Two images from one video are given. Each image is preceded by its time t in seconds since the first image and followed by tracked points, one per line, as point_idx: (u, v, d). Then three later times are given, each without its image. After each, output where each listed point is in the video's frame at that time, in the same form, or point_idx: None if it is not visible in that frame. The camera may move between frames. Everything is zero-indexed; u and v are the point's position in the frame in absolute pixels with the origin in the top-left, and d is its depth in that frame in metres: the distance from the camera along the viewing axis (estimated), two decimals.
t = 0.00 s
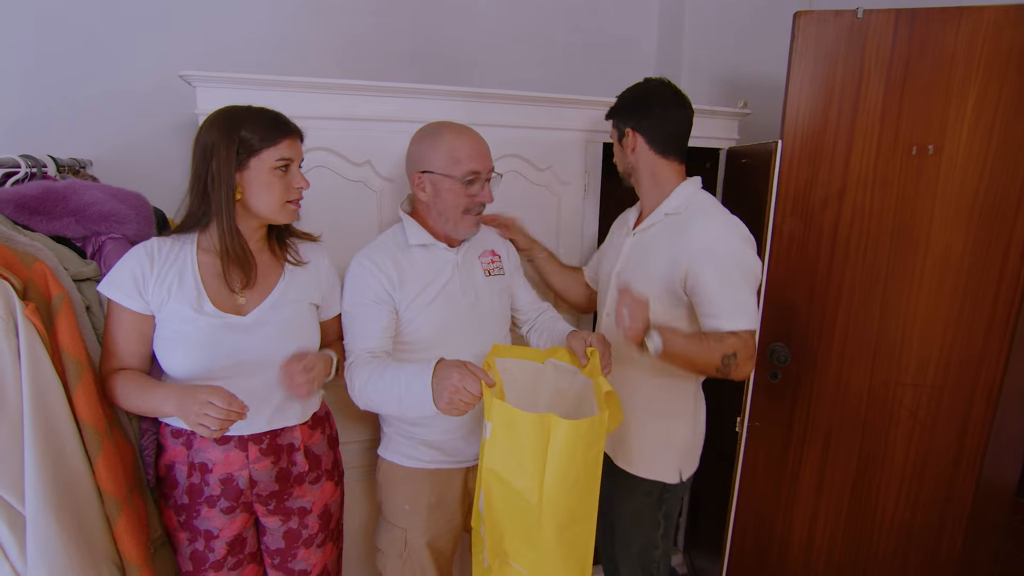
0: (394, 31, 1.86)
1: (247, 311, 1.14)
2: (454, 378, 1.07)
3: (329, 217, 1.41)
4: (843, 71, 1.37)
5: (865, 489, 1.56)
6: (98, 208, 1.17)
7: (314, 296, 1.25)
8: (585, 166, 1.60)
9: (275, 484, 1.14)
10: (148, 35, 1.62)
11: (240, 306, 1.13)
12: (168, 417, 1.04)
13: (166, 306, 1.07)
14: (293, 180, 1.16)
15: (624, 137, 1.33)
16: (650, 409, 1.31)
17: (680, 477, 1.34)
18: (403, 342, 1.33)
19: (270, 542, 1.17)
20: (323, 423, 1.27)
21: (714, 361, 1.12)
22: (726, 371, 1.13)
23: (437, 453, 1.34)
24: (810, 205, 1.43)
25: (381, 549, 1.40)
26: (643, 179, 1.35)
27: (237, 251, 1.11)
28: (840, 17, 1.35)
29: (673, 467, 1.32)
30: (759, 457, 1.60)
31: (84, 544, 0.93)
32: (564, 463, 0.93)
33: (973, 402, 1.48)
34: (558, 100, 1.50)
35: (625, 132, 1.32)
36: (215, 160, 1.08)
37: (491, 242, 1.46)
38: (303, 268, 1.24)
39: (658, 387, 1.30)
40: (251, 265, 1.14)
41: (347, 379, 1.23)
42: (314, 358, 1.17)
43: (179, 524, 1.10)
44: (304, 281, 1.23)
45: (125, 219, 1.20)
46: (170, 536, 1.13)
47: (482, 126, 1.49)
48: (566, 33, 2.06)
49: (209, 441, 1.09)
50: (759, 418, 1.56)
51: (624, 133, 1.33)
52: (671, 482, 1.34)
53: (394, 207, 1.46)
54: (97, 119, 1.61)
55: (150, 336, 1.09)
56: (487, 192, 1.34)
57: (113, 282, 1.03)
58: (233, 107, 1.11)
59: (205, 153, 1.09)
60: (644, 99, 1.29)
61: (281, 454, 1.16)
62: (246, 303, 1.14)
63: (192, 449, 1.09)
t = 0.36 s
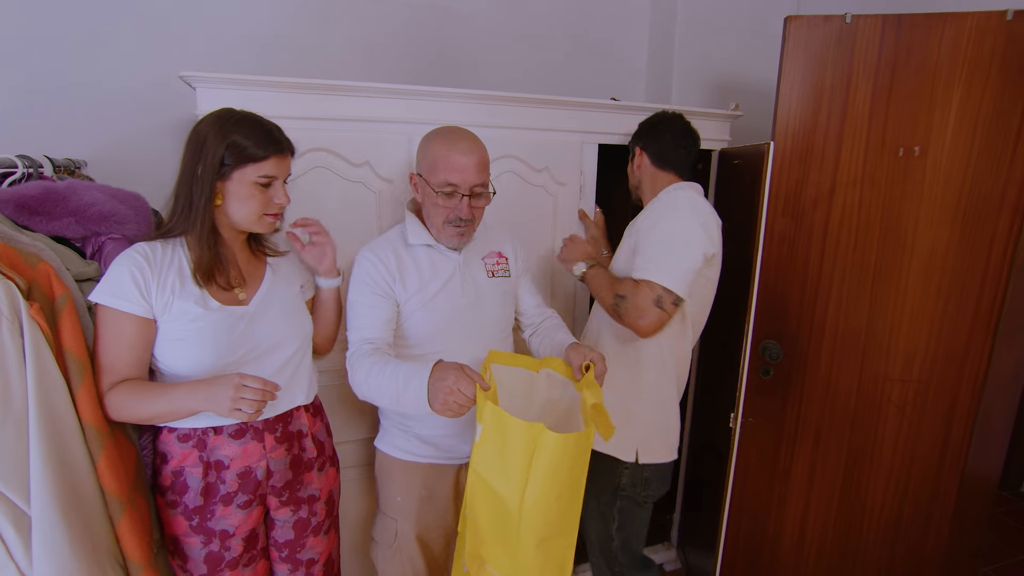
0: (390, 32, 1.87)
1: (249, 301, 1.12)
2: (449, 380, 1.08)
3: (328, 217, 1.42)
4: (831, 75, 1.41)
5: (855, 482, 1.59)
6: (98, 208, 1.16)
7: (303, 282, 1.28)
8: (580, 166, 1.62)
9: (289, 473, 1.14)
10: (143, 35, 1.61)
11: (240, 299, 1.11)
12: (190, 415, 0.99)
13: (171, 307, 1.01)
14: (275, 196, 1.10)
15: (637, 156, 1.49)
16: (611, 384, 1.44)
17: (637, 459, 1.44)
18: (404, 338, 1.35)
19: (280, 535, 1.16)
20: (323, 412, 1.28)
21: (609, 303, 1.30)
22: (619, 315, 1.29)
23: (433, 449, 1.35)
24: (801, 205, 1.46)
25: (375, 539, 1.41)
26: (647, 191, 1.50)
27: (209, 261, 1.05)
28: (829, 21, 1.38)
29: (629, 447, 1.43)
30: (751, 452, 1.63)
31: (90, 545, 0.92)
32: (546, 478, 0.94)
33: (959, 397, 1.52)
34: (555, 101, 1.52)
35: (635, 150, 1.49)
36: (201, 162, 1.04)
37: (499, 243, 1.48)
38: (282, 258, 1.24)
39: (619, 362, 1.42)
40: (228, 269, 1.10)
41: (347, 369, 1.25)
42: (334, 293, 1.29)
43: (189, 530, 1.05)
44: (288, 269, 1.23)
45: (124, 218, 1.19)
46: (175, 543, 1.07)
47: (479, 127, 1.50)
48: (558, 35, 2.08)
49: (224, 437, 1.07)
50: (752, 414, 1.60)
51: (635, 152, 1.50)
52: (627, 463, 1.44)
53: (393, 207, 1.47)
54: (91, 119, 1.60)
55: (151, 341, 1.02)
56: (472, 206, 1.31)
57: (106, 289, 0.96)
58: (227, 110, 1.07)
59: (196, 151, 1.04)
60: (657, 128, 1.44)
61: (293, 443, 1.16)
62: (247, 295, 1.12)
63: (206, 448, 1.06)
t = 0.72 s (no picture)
0: (383, 32, 1.87)
1: (241, 297, 1.13)
2: (429, 368, 1.08)
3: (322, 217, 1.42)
4: (820, 74, 1.42)
5: (846, 475, 1.62)
6: (93, 210, 1.16)
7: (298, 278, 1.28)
8: (573, 165, 1.63)
9: (277, 470, 1.14)
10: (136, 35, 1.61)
11: (231, 295, 1.11)
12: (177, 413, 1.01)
13: (161, 306, 1.02)
14: (253, 196, 1.08)
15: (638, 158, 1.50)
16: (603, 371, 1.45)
17: (625, 446, 1.44)
18: (404, 330, 1.36)
19: (271, 530, 1.16)
20: (314, 410, 1.28)
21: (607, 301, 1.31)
22: (618, 313, 1.29)
23: (423, 440, 1.35)
24: (791, 202, 1.48)
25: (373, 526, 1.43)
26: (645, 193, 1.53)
27: (195, 259, 1.05)
28: (817, 21, 1.40)
29: (617, 434, 1.43)
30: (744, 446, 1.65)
31: (91, 544, 0.92)
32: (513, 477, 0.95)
33: (947, 389, 1.55)
34: (549, 100, 1.53)
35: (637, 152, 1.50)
36: (182, 156, 1.03)
37: (503, 243, 1.46)
38: (278, 257, 1.24)
39: (613, 348, 1.44)
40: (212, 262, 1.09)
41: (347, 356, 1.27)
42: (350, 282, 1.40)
43: (179, 523, 1.06)
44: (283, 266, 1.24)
45: (119, 220, 1.19)
46: (167, 537, 1.07)
47: (473, 126, 1.51)
48: (551, 35, 2.10)
49: (212, 432, 1.07)
50: (745, 408, 1.61)
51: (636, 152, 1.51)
52: (615, 449, 1.45)
53: (388, 207, 1.47)
54: (84, 121, 1.60)
55: (142, 338, 1.03)
56: (461, 206, 1.30)
57: (97, 288, 0.97)
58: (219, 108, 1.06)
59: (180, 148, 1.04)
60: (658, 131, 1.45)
61: (281, 439, 1.16)
62: (239, 291, 1.13)
63: (194, 443, 1.06)
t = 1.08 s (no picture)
0: (384, 29, 1.87)
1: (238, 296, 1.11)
2: (410, 358, 1.08)
3: (320, 214, 1.41)
4: (822, 69, 1.41)
5: (848, 472, 1.61)
6: (90, 207, 1.16)
7: (303, 278, 1.27)
8: (573, 161, 1.62)
9: (266, 468, 1.14)
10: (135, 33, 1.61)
11: (228, 293, 1.10)
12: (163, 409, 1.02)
13: (156, 301, 1.02)
14: (220, 173, 1.05)
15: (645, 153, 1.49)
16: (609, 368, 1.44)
17: (630, 444, 1.44)
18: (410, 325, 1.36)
19: (261, 525, 1.16)
20: (307, 410, 1.27)
21: (634, 304, 1.25)
22: (647, 316, 1.24)
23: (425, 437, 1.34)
24: (792, 198, 1.47)
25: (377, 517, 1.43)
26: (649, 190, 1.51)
27: (172, 241, 1.05)
28: (819, 15, 1.39)
29: (622, 431, 1.42)
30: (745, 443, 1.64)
31: (87, 542, 0.92)
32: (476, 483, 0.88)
33: (950, 386, 1.54)
34: (548, 96, 1.52)
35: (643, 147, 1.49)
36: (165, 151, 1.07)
37: (514, 243, 1.42)
38: (282, 262, 1.21)
39: (620, 346, 1.43)
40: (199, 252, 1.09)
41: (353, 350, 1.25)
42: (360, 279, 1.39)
43: (169, 514, 1.08)
44: (286, 266, 1.21)
45: (116, 217, 1.19)
46: (158, 527, 1.09)
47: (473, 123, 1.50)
48: (552, 31, 2.09)
49: (201, 428, 1.08)
50: (744, 406, 1.60)
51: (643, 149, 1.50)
52: (620, 446, 1.44)
53: (386, 205, 1.47)
54: (82, 119, 1.60)
55: (138, 332, 1.04)
56: (435, 184, 1.26)
57: (96, 280, 0.99)
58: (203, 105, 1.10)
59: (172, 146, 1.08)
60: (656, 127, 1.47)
61: (271, 439, 1.15)
62: (236, 289, 1.11)
63: (183, 438, 1.07)
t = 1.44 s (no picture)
0: (394, 26, 1.86)
1: (237, 296, 1.11)
2: (390, 354, 1.10)
3: (326, 211, 1.40)
4: (841, 63, 1.36)
5: (866, 479, 1.55)
6: (96, 204, 1.17)
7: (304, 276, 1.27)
8: (582, 158, 1.59)
9: (268, 464, 1.13)
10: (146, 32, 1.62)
11: (228, 293, 1.10)
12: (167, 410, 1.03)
13: (155, 302, 1.03)
14: (232, 165, 1.05)
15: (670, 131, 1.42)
16: (624, 375, 1.41)
17: (643, 450, 1.40)
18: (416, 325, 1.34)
19: (262, 520, 1.16)
20: (308, 406, 1.26)
21: (643, 326, 1.23)
22: (657, 338, 1.22)
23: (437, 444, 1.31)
24: (809, 196, 1.42)
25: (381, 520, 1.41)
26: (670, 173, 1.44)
27: (170, 239, 1.05)
28: (838, 7, 1.34)
29: (635, 437, 1.39)
30: (759, 449, 1.59)
31: (85, 537, 0.92)
32: (433, 486, 0.82)
33: (974, 392, 1.48)
34: (557, 92, 1.50)
35: (673, 125, 1.41)
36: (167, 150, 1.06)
37: (524, 240, 1.35)
38: (283, 259, 1.20)
39: (633, 350, 1.40)
40: (192, 247, 1.08)
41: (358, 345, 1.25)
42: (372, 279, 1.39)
43: (171, 511, 1.08)
44: (286, 264, 1.21)
45: (122, 214, 1.19)
46: (159, 522, 1.10)
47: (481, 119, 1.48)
48: (565, 27, 2.06)
49: (203, 425, 1.08)
50: (757, 410, 1.56)
51: (671, 126, 1.41)
52: (633, 452, 1.40)
53: (392, 202, 1.46)
54: (94, 117, 1.61)
55: (139, 331, 1.05)
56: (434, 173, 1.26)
57: (96, 281, 0.99)
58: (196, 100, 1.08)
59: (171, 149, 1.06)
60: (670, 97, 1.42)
61: (273, 435, 1.15)
62: (236, 289, 1.12)
63: (186, 435, 1.07)
